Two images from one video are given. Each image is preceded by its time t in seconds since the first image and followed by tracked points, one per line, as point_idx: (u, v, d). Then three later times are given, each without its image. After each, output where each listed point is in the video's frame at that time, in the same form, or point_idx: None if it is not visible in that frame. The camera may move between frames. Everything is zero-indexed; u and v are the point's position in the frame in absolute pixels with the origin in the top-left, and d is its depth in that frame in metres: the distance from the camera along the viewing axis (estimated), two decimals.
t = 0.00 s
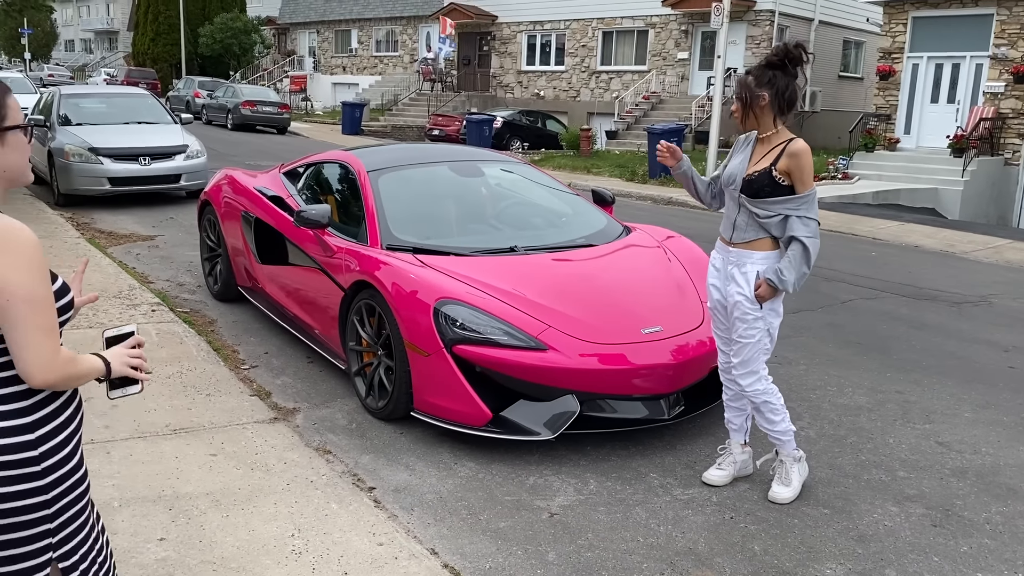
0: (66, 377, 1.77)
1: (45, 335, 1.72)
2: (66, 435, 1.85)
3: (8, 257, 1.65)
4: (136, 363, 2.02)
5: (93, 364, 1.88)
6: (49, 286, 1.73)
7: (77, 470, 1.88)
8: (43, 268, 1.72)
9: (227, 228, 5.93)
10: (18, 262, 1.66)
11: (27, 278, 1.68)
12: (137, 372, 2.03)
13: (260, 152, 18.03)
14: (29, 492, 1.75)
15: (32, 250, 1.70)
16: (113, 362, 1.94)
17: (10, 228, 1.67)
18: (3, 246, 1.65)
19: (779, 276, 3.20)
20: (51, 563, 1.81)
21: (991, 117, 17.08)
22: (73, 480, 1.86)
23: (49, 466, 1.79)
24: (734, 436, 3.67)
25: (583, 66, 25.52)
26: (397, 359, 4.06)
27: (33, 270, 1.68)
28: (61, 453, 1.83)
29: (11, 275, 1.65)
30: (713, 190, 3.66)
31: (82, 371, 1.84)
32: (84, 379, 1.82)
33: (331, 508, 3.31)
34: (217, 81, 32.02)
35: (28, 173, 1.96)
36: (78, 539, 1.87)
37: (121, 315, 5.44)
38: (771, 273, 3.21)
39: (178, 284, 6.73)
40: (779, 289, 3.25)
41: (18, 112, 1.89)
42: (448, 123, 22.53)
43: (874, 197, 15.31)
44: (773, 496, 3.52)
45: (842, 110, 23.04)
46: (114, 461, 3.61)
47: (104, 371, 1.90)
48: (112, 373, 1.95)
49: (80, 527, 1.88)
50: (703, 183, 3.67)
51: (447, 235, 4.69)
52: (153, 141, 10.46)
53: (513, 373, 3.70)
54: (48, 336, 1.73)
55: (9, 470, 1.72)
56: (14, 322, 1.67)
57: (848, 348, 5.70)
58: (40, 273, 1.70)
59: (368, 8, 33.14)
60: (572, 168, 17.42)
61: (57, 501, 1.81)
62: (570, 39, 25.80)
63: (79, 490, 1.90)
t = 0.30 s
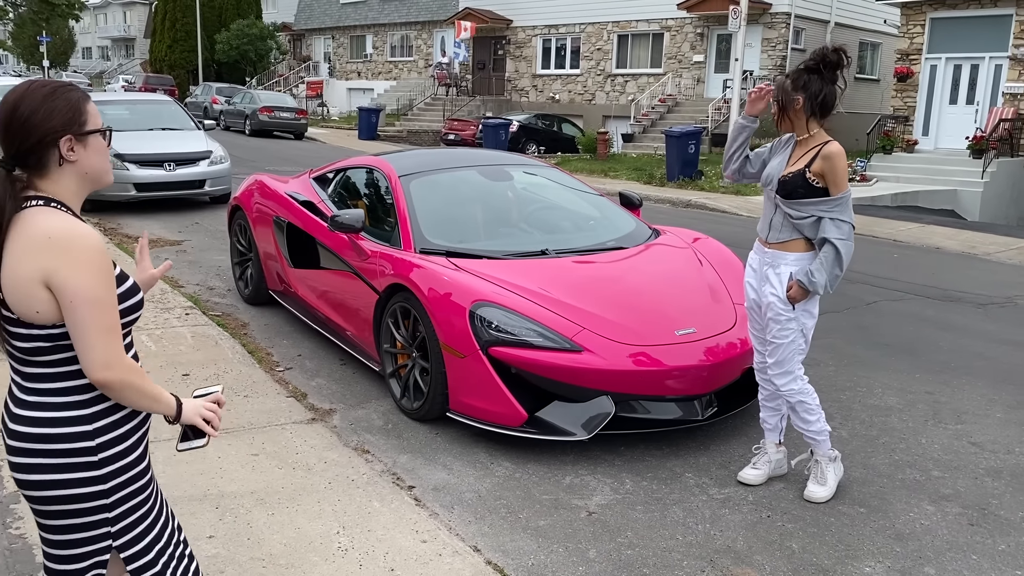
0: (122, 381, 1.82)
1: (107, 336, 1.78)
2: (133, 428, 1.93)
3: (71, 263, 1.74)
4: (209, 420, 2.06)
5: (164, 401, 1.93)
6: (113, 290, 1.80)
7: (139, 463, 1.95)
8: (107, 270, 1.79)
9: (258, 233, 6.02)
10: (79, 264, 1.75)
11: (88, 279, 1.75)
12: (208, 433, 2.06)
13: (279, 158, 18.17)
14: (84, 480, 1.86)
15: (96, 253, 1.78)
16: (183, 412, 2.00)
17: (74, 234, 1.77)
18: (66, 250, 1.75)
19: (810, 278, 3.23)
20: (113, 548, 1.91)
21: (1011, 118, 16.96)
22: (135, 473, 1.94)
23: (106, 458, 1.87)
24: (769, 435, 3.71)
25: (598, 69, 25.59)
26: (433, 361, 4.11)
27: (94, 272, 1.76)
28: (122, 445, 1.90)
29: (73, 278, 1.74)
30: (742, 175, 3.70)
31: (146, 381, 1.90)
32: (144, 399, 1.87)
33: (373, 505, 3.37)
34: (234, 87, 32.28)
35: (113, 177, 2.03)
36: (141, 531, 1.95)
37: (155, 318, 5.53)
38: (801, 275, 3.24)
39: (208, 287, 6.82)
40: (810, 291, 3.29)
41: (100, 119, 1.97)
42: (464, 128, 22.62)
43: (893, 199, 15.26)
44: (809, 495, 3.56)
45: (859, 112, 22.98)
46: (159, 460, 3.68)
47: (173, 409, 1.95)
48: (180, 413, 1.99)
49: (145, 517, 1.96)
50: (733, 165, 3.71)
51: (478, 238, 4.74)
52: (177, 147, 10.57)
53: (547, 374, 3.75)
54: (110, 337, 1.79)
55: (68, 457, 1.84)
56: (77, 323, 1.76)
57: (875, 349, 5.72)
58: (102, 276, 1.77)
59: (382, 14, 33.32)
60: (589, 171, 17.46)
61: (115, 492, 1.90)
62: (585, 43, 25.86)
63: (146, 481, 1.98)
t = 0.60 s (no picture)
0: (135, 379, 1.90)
1: (129, 331, 1.89)
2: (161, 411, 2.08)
3: (104, 256, 1.86)
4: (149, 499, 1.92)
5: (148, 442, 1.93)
6: (141, 289, 1.90)
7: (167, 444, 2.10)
8: (136, 269, 1.89)
9: (276, 237, 6.08)
10: (110, 260, 1.86)
11: (118, 276, 1.86)
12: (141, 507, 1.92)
13: (291, 163, 18.27)
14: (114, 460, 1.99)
15: (128, 253, 1.89)
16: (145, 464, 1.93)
17: (109, 233, 1.88)
18: (98, 248, 1.86)
19: (833, 282, 3.27)
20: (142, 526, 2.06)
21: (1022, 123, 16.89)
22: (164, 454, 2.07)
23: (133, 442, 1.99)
24: (786, 439, 3.74)
25: (607, 74, 25.65)
26: (452, 363, 4.15)
27: (123, 269, 1.87)
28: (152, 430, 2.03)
29: (102, 273, 1.85)
30: (756, 174, 3.71)
31: (151, 398, 1.97)
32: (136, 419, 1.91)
33: (395, 507, 3.41)
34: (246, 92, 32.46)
35: (149, 177, 2.12)
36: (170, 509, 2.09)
37: (175, 321, 5.59)
38: (824, 279, 3.28)
39: (225, 291, 6.89)
40: (831, 295, 3.32)
41: (139, 123, 2.05)
42: (473, 132, 22.69)
43: (904, 204, 15.24)
44: (827, 498, 3.58)
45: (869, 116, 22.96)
46: (183, 460, 3.73)
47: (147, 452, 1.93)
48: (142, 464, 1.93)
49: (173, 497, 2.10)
50: (747, 164, 3.72)
51: (495, 242, 4.77)
52: (192, 151, 10.66)
53: (566, 377, 3.78)
54: (133, 333, 1.89)
55: (101, 439, 1.97)
56: (104, 315, 1.86)
57: (890, 353, 5.74)
58: (131, 274, 1.88)
59: (392, 19, 33.47)
60: (599, 176, 17.51)
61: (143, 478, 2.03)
62: (595, 48, 25.92)
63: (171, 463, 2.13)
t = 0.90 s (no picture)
0: (117, 374, 1.94)
1: (109, 330, 1.93)
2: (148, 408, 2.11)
3: (79, 256, 1.91)
4: (141, 487, 1.97)
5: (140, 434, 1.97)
6: (122, 288, 1.95)
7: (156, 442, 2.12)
8: (116, 269, 1.93)
9: (281, 243, 6.11)
10: (88, 261, 1.91)
11: (95, 276, 1.91)
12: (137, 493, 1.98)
13: (295, 168, 18.32)
14: (95, 460, 2.03)
15: (108, 253, 1.93)
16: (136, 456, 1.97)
17: (92, 232, 1.92)
18: (78, 248, 1.91)
19: (848, 289, 3.30)
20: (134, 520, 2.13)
21: None
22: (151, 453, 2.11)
23: (109, 442, 2.03)
24: (791, 446, 3.75)
25: (610, 81, 25.72)
26: (457, 369, 4.17)
27: (99, 270, 1.91)
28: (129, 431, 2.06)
29: (81, 272, 1.90)
30: (756, 180, 3.71)
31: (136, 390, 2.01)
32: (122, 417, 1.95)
33: (400, 512, 3.41)
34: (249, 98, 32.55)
35: (145, 184, 2.16)
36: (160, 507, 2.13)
37: (180, 326, 5.61)
38: (839, 286, 3.30)
39: (230, 296, 6.91)
40: (846, 302, 3.35)
41: (133, 129, 2.11)
42: (477, 138, 22.73)
43: (906, 211, 15.25)
44: (831, 504, 3.58)
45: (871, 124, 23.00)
46: (188, 466, 3.74)
47: (140, 442, 1.96)
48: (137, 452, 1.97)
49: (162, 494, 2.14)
50: (749, 170, 3.71)
51: (500, 247, 4.79)
52: (196, 157, 10.70)
53: (570, 383, 3.79)
54: (114, 332, 1.94)
55: (75, 442, 2.02)
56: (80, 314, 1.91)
57: (894, 361, 5.74)
58: (110, 275, 1.92)
59: (396, 26, 33.58)
60: (602, 182, 17.55)
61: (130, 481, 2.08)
62: (598, 54, 25.99)
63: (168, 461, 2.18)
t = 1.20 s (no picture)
0: (110, 364, 1.94)
1: (99, 321, 1.93)
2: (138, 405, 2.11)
3: (65, 250, 1.90)
4: (150, 473, 1.98)
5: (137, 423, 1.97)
6: (110, 281, 1.94)
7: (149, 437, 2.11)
8: (102, 262, 1.93)
9: (278, 246, 6.09)
10: (73, 254, 1.90)
11: (81, 268, 1.90)
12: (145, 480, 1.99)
13: (292, 171, 18.32)
14: (86, 459, 2.02)
15: (93, 246, 1.93)
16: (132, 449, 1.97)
17: (77, 227, 1.92)
18: (64, 242, 1.90)
19: (855, 293, 3.32)
20: (128, 515, 2.11)
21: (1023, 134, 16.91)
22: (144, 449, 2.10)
23: (102, 440, 2.02)
24: (790, 450, 3.75)
25: (608, 85, 25.76)
26: (455, 372, 4.15)
27: (86, 263, 1.90)
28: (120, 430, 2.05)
29: (67, 264, 1.90)
30: (756, 183, 3.67)
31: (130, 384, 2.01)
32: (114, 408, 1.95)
33: (398, 516, 3.40)
34: (247, 101, 32.56)
35: (129, 184, 2.15)
36: (155, 501, 2.12)
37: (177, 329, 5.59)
38: (847, 291, 3.32)
39: (227, 299, 6.89)
40: (852, 305, 3.37)
41: (115, 130, 2.10)
42: (475, 141, 22.73)
43: (904, 215, 15.25)
44: (832, 508, 3.57)
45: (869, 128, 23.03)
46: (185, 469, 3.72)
47: (136, 430, 1.97)
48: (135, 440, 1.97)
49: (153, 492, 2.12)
50: (748, 173, 3.67)
51: (498, 251, 4.78)
52: (194, 160, 10.68)
53: (569, 386, 3.78)
54: (103, 323, 1.94)
55: (64, 442, 2.01)
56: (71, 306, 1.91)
57: (891, 364, 5.74)
58: (95, 267, 1.92)
59: (394, 29, 33.59)
60: (600, 185, 17.56)
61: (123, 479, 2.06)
62: (595, 58, 26.02)
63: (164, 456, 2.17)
